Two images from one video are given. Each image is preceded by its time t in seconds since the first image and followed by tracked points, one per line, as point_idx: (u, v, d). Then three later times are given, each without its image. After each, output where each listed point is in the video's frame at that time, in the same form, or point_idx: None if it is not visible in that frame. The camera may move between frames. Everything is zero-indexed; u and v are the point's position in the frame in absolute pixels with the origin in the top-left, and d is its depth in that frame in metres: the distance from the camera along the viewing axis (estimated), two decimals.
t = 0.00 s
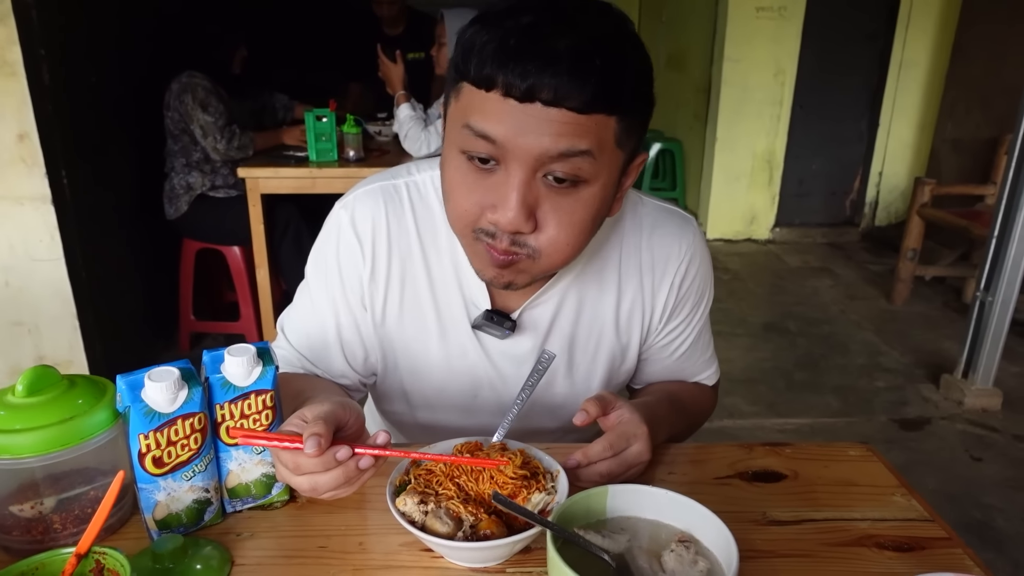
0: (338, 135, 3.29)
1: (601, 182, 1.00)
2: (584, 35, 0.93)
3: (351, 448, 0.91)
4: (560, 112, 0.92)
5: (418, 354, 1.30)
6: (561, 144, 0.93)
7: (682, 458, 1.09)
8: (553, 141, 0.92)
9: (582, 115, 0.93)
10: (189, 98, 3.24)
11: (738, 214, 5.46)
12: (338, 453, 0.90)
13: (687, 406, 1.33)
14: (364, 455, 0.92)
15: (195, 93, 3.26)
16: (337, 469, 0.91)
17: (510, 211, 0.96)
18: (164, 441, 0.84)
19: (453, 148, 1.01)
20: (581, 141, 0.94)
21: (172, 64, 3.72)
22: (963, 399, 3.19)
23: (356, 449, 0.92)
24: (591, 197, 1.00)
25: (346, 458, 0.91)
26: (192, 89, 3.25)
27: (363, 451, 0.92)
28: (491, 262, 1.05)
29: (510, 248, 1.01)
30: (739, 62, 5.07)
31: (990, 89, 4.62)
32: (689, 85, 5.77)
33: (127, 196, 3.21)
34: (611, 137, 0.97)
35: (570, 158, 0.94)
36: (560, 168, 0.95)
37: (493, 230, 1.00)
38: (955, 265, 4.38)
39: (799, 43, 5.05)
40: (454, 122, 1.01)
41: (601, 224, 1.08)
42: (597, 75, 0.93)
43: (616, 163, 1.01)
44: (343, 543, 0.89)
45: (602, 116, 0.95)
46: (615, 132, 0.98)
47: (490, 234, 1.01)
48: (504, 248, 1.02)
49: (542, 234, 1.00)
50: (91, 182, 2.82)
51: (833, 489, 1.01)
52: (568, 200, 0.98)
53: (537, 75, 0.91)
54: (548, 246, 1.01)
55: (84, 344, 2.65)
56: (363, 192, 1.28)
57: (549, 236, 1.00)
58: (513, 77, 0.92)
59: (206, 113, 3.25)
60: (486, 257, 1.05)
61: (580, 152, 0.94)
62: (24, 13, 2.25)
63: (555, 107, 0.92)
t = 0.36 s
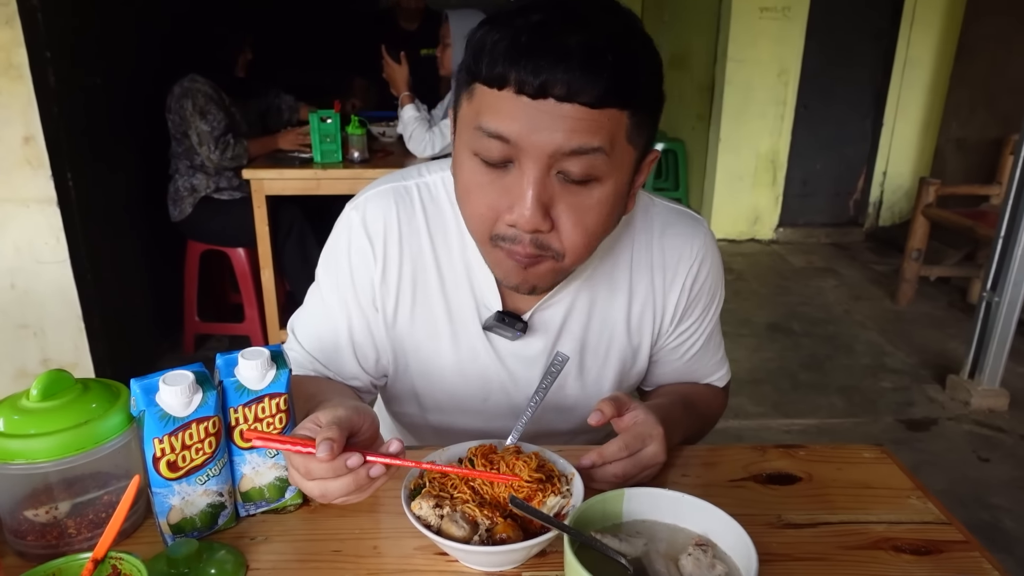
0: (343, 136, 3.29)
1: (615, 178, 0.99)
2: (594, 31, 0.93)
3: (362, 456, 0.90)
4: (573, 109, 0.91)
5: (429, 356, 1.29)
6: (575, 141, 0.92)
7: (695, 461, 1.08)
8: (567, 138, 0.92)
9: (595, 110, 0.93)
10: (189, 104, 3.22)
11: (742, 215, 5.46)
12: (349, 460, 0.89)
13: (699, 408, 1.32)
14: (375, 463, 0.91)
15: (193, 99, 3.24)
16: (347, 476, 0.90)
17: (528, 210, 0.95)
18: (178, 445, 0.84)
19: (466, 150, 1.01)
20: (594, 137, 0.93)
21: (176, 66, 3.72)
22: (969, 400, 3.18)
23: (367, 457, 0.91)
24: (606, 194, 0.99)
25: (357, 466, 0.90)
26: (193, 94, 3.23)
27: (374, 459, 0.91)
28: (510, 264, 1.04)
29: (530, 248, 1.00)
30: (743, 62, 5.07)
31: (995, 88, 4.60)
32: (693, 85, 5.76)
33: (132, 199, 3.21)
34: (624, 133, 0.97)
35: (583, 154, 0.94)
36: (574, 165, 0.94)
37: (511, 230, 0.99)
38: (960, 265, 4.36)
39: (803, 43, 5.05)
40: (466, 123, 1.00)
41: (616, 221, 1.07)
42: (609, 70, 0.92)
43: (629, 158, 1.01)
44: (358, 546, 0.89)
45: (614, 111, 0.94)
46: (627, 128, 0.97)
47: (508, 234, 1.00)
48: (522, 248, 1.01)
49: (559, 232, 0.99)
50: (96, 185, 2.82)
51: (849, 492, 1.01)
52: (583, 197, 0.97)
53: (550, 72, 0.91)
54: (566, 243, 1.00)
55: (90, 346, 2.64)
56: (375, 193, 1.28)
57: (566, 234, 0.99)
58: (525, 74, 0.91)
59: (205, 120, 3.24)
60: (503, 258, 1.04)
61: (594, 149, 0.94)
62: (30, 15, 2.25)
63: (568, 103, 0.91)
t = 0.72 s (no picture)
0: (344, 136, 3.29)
1: (614, 126, 1.05)
2: None
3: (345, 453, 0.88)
4: (570, 60, 0.98)
5: (426, 336, 1.29)
6: (576, 91, 0.98)
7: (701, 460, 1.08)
8: (567, 89, 0.98)
9: (590, 60, 0.99)
10: (175, 106, 3.21)
11: (744, 214, 5.46)
12: (328, 451, 0.86)
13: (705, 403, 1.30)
14: (354, 463, 0.88)
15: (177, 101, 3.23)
16: (323, 469, 0.87)
17: (540, 162, 0.99)
18: (185, 444, 0.84)
19: (466, 121, 1.05)
20: (592, 86, 0.99)
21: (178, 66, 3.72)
22: (972, 399, 3.18)
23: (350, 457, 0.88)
24: (607, 144, 1.05)
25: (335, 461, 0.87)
26: (179, 96, 3.22)
27: (354, 459, 0.88)
28: (522, 223, 1.06)
29: (542, 203, 1.04)
30: (744, 62, 5.07)
31: (996, 88, 4.59)
32: (694, 84, 5.75)
33: (135, 199, 3.21)
34: (615, 82, 1.04)
35: (584, 103, 0.99)
36: (577, 114, 1.00)
37: (523, 187, 1.03)
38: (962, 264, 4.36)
39: (804, 43, 5.05)
40: (464, 95, 1.05)
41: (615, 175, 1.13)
42: (597, 24, 1.00)
43: (620, 109, 1.07)
44: (365, 547, 0.89)
45: (606, 62, 1.01)
46: (616, 79, 1.04)
47: (519, 192, 1.03)
48: (535, 204, 1.04)
49: (569, 184, 1.03)
50: (99, 184, 2.82)
51: (856, 492, 1.01)
52: (588, 146, 1.02)
53: (544, 28, 0.97)
54: (575, 194, 1.04)
55: (92, 346, 2.64)
56: (369, 181, 1.31)
57: (575, 186, 1.03)
58: (522, 34, 0.97)
59: (192, 121, 3.23)
60: (513, 219, 1.07)
61: (593, 97, 1.00)
62: (33, 15, 2.26)
63: (565, 55, 0.98)
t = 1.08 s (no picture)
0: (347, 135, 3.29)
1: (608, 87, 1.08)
2: None
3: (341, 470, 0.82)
4: (566, 22, 1.01)
5: (427, 313, 1.27)
6: (574, 51, 1.01)
7: (709, 461, 1.07)
8: (566, 49, 1.01)
9: (584, 23, 1.02)
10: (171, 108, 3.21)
11: (746, 215, 5.45)
12: (326, 463, 0.82)
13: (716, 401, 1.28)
14: (346, 484, 0.82)
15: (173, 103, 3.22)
16: (317, 481, 0.83)
17: (544, 119, 1.02)
18: (193, 445, 0.84)
19: (467, 88, 1.08)
20: (588, 47, 1.03)
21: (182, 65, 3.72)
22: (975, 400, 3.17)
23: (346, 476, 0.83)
24: (603, 102, 1.08)
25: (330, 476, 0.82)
26: (176, 98, 3.20)
27: (347, 480, 0.82)
28: (526, 182, 1.09)
29: (545, 162, 1.06)
30: (747, 62, 5.07)
31: (998, 88, 4.59)
32: (696, 84, 5.74)
33: (138, 198, 3.21)
34: (606, 44, 1.07)
35: (580, 64, 1.03)
36: (575, 74, 1.03)
37: (527, 146, 1.05)
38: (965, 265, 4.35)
39: (808, 43, 5.05)
40: (464, 63, 1.08)
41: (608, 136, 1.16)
42: None
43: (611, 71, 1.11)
44: (373, 548, 0.88)
45: (598, 25, 1.05)
46: (606, 45, 1.08)
47: (524, 151, 1.06)
48: (538, 163, 1.07)
49: (571, 141, 1.06)
50: (102, 182, 2.82)
51: (863, 494, 1.00)
52: (586, 105, 1.05)
53: None
54: (577, 152, 1.07)
55: (95, 345, 2.64)
56: (367, 170, 1.32)
57: (575, 143, 1.06)
58: None
59: (182, 125, 3.21)
60: (517, 179, 1.09)
61: (589, 57, 1.03)
62: (37, 13, 2.26)
63: (562, 19, 1.01)
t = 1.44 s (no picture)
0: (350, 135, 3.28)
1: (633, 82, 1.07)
2: None
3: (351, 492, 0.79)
4: (596, 16, 1.00)
5: (439, 311, 1.26)
6: (603, 46, 1.00)
7: (720, 464, 1.06)
8: (596, 44, 1.00)
9: (613, 18, 1.01)
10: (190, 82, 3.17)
11: (749, 214, 5.43)
12: (337, 481, 0.79)
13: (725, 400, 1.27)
14: (351, 506, 0.79)
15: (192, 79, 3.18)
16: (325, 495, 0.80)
17: (572, 114, 1.01)
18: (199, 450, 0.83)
19: (495, 79, 1.06)
20: (616, 42, 1.02)
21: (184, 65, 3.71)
22: (980, 400, 3.16)
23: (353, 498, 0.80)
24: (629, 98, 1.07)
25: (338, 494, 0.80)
26: (196, 73, 3.16)
27: (355, 502, 0.79)
28: (551, 177, 1.08)
29: (571, 157, 1.06)
30: (750, 61, 5.05)
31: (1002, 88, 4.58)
32: (698, 84, 5.73)
33: (140, 198, 3.20)
34: (633, 39, 1.06)
35: (608, 59, 1.02)
36: (603, 69, 1.02)
37: (554, 140, 1.05)
38: (969, 265, 4.33)
39: (811, 43, 5.03)
40: (492, 55, 1.07)
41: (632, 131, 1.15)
42: None
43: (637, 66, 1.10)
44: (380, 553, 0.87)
45: (627, 20, 1.04)
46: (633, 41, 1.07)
47: (551, 145, 1.05)
48: (563, 157, 1.06)
49: (597, 136, 1.05)
50: (103, 182, 2.81)
51: (876, 498, 0.99)
52: (613, 100, 1.04)
53: None
54: (603, 147, 1.06)
55: (97, 347, 2.63)
56: (381, 165, 1.31)
57: (601, 138, 1.05)
58: None
59: (198, 102, 3.17)
60: (542, 174, 1.08)
61: (617, 53, 1.02)
62: (38, 14, 2.24)
63: (592, 12, 1.00)
